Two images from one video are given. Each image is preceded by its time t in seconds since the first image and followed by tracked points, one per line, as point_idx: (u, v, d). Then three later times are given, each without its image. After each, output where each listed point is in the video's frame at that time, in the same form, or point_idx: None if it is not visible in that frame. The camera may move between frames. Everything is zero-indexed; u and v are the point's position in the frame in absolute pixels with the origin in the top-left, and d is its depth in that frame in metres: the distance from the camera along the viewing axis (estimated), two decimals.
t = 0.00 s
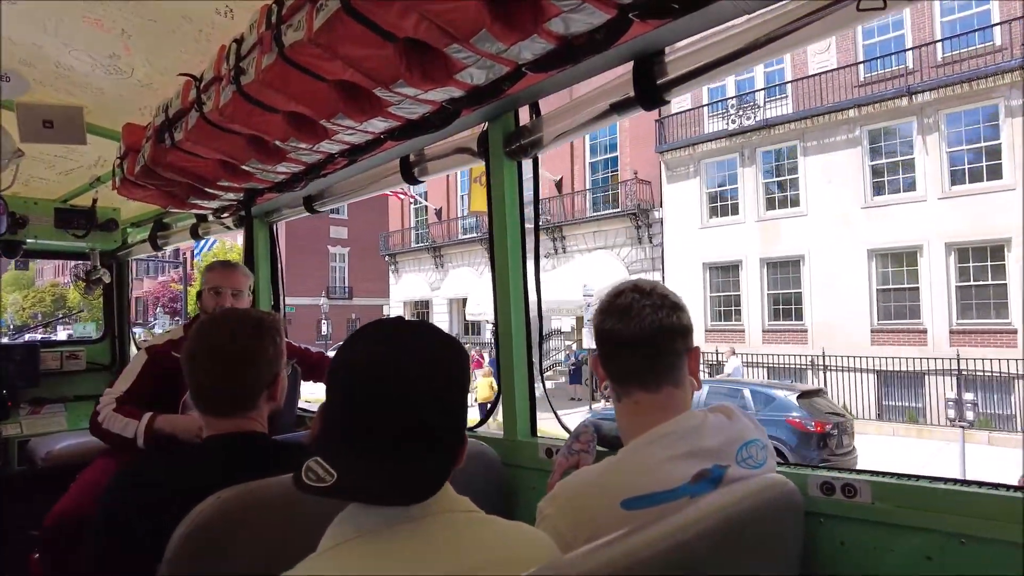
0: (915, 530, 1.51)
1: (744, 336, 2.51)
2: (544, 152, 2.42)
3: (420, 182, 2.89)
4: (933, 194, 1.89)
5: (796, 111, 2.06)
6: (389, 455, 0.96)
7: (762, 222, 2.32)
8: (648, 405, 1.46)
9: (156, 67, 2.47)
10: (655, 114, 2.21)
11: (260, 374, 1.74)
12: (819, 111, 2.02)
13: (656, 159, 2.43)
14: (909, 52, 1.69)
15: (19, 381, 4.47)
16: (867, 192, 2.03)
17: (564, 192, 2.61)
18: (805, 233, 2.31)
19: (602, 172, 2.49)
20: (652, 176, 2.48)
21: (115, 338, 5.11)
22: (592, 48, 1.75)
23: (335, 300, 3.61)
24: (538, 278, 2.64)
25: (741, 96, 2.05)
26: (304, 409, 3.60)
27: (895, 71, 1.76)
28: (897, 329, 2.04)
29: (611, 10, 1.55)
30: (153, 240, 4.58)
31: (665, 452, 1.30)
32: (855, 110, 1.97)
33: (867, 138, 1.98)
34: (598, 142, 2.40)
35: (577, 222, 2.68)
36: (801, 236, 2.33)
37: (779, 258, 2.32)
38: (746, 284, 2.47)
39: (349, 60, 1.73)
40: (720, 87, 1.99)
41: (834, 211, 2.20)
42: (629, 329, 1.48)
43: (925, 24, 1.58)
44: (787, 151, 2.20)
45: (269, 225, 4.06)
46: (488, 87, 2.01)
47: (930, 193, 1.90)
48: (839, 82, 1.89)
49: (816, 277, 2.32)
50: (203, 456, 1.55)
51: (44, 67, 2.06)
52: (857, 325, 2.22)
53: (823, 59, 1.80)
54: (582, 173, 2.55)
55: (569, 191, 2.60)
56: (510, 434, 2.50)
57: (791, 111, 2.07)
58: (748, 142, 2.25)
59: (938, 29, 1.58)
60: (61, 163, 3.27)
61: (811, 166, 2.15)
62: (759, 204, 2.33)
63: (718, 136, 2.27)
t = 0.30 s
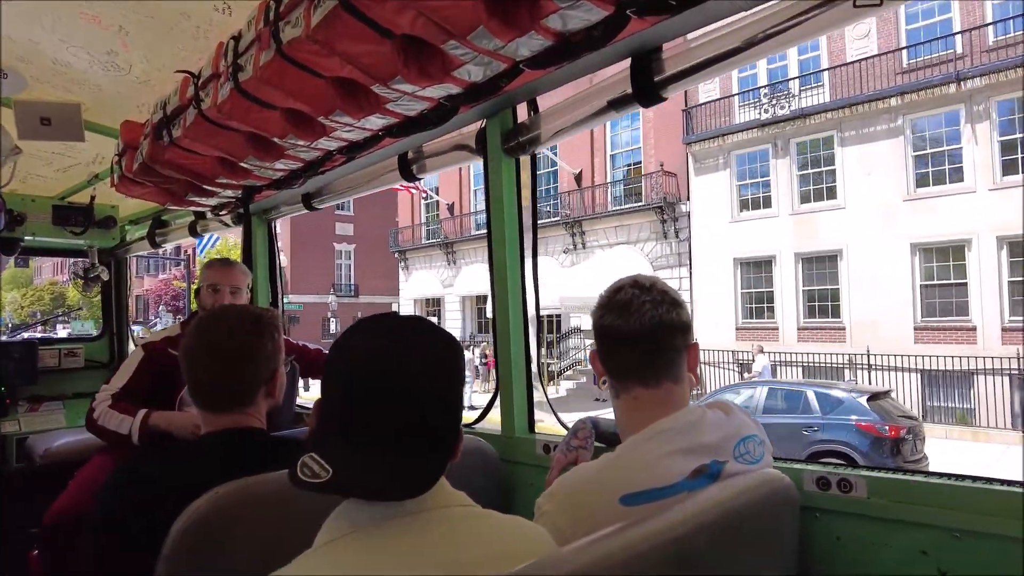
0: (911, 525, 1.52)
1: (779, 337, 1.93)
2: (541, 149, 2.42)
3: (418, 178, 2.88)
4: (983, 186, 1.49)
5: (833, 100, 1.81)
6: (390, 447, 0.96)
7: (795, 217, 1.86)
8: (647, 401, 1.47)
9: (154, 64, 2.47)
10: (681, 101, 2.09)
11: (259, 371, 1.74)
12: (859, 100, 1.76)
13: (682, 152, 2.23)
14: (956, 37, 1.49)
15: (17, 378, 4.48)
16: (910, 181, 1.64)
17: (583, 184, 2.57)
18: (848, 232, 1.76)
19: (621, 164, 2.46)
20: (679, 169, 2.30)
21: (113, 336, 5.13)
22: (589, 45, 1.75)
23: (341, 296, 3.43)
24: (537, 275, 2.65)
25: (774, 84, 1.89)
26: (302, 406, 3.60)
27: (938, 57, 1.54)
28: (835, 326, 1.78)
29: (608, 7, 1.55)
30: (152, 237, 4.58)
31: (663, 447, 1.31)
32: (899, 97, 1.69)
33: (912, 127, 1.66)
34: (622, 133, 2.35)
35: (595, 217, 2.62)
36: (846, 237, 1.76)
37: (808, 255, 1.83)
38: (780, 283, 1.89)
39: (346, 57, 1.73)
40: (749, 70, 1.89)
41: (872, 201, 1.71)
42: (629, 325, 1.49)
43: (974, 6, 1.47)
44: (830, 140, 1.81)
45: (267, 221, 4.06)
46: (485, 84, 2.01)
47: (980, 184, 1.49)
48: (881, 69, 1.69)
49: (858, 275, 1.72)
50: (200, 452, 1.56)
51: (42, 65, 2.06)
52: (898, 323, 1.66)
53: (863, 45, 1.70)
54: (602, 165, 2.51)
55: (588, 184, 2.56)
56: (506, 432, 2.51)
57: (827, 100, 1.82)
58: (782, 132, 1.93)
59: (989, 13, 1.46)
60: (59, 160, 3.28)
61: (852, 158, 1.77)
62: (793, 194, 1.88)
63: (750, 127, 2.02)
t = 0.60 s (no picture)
0: (883, 522, 1.54)
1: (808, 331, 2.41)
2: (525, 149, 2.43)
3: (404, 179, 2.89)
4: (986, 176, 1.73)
5: (866, 90, 1.86)
6: (357, 443, 0.98)
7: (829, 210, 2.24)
8: (623, 401, 1.48)
9: (139, 65, 2.48)
10: (707, 90, 2.12)
11: (241, 371, 1.76)
12: (897, 89, 1.81)
13: (706, 142, 2.53)
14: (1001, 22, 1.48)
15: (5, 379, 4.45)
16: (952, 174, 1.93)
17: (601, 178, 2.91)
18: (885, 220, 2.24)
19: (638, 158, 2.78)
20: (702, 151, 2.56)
21: (102, 335, 5.16)
22: (568, 47, 1.76)
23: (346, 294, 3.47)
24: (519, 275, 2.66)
25: (804, 74, 1.92)
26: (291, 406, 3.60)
27: (982, 43, 1.55)
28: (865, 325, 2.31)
29: (585, 9, 1.56)
30: (140, 237, 4.58)
31: (636, 447, 1.32)
32: (938, 86, 1.73)
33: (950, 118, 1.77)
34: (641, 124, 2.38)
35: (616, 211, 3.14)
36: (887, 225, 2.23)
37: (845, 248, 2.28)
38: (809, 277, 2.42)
39: (327, 58, 1.74)
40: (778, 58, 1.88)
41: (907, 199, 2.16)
42: (606, 325, 1.50)
43: None
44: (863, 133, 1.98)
45: (256, 222, 4.06)
46: (466, 85, 2.02)
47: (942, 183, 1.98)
48: (918, 56, 1.68)
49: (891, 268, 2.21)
50: (179, 452, 1.57)
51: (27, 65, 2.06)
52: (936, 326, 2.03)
53: (900, 32, 1.65)
54: (619, 161, 2.83)
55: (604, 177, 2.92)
56: (491, 430, 2.53)
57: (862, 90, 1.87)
58: (812, 123, 2.12)
59: None
60: (46, 161, 3.27)
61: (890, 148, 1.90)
62: (825, 187, 2.24)
63: (779, 117, 2.17)
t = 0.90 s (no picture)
0: (857, 518, 1.55)
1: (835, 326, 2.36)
2: (505, 148, 2.43)
3: (384, 177, 2.88)
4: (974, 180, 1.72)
5: (892, 81, 1.80)
6: (331, 437, 0.99)
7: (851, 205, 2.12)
8: (600, 398, 1.48)
9: (115, 62, 2.45)
10: (720, 81, 2.09)
11: (218, 370, 1.74)
12: (925, 80, 1.72)
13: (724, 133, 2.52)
14: None
15: None
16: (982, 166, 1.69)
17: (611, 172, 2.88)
18: (907, 216, 2.01)
19: (651, 152, 2.76)
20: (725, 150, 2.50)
21: (80, 335, 5.13)
22: (544, 46, 1.76)
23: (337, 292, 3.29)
24: (499, 274, 2.67)
25: (826, 65, 1.83)
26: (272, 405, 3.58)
27: (1015, 30, 1.49)
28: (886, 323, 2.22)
29: (560, 8, 1.57)
30: (119, 236, 4.53)
31: (610, 445, 1.33)
32: (969, 76, 1.62)
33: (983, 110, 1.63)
34: (649, 120, 2.32)
35: (625, 207, 3.32)
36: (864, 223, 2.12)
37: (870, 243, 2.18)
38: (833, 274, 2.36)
39: (304, 56, 1.72)
40: (798, 50, 1.79)
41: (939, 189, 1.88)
42: (584, 322, 1.50)
43: None
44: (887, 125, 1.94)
45: (236, 220, 4.02)
46: (444, 84, 2.02)
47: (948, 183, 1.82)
48: (946, 46, 1.61)
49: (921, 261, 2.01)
50: (151, 453, 1.55)
51: None
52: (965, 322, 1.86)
53: (928, 20, 1.64)
54: (631, 152, 2.74)
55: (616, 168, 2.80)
56: (470, 429, 2.53)
57: (889, 81, 1.81)
58: (835, 115, 2.05)
59: None
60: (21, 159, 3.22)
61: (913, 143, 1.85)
62: (848, 181, 2.13)
63: (801, 108, 2.11)
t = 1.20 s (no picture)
0: (824, 513, 1.58)
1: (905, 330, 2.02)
2: (480, 146, 2.43)
3: (359, 174, 2.87)
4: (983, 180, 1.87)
5: (910, 73, 1.81)
6: (300, 437, 0.98)
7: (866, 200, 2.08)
8: (571, 397, 1.49)
9: (82, 55, 2.40)
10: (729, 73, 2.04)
11: (187, 370, 1.71)
12: (946, 72, 1.73)
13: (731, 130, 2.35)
14: None
15: None
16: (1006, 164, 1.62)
17: (612, 168, 2.61)
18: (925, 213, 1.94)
19: (654, 146, 2.52)
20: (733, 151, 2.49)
21: (48, 335, 5.11)
22: (518, 45, 1.76)
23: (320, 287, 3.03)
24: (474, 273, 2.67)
25: (841, 57, 1.86)
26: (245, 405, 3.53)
27: None
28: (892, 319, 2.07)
29: (533, 7, 1.57)
30: (88, 233, 4.45)
31: (580, 443, 1.33)
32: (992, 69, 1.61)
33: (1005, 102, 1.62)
34: (655, 114, 2.26)
35: (628, 203, 2.82)
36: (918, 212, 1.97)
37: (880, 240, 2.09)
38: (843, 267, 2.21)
39: (276, 52, 1.71)
40: (811, 41, 1.81)
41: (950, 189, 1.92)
42: (555, 320, 1.50)
43: None
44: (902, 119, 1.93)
45: (209, 218, 3.97)
46: (418, 82, 2.01)
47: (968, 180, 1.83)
48: (967, 38, 1.63)
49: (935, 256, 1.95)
50: (116, 454, 1.52)
51: None
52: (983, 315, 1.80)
53: (947, 11, 1.63)
54: (633, 147, 2.55)
55: (619, 165, 2.59)
56: (444, 429, 2.52)
57: (907, 73, 1.81)
58: (849, 109, 2.03)
59: None
60: None
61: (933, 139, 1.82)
62: (862, 176, 2.11)
63: (813, 103, 2.06)
